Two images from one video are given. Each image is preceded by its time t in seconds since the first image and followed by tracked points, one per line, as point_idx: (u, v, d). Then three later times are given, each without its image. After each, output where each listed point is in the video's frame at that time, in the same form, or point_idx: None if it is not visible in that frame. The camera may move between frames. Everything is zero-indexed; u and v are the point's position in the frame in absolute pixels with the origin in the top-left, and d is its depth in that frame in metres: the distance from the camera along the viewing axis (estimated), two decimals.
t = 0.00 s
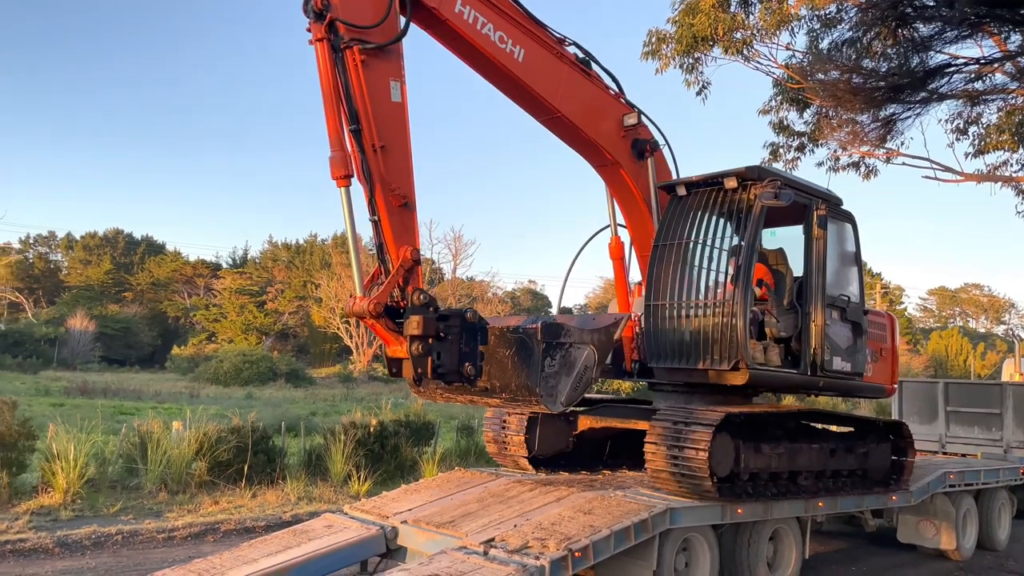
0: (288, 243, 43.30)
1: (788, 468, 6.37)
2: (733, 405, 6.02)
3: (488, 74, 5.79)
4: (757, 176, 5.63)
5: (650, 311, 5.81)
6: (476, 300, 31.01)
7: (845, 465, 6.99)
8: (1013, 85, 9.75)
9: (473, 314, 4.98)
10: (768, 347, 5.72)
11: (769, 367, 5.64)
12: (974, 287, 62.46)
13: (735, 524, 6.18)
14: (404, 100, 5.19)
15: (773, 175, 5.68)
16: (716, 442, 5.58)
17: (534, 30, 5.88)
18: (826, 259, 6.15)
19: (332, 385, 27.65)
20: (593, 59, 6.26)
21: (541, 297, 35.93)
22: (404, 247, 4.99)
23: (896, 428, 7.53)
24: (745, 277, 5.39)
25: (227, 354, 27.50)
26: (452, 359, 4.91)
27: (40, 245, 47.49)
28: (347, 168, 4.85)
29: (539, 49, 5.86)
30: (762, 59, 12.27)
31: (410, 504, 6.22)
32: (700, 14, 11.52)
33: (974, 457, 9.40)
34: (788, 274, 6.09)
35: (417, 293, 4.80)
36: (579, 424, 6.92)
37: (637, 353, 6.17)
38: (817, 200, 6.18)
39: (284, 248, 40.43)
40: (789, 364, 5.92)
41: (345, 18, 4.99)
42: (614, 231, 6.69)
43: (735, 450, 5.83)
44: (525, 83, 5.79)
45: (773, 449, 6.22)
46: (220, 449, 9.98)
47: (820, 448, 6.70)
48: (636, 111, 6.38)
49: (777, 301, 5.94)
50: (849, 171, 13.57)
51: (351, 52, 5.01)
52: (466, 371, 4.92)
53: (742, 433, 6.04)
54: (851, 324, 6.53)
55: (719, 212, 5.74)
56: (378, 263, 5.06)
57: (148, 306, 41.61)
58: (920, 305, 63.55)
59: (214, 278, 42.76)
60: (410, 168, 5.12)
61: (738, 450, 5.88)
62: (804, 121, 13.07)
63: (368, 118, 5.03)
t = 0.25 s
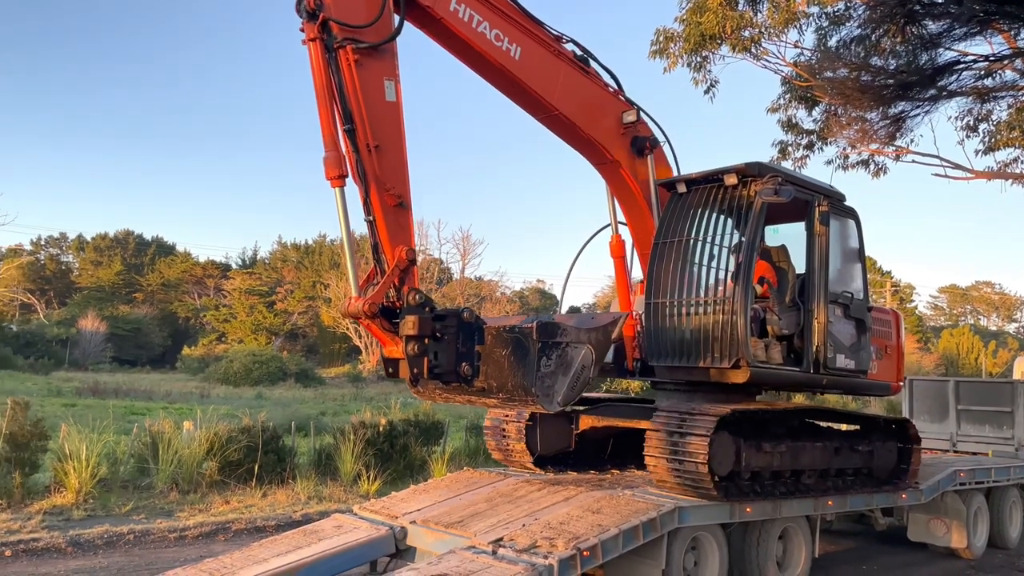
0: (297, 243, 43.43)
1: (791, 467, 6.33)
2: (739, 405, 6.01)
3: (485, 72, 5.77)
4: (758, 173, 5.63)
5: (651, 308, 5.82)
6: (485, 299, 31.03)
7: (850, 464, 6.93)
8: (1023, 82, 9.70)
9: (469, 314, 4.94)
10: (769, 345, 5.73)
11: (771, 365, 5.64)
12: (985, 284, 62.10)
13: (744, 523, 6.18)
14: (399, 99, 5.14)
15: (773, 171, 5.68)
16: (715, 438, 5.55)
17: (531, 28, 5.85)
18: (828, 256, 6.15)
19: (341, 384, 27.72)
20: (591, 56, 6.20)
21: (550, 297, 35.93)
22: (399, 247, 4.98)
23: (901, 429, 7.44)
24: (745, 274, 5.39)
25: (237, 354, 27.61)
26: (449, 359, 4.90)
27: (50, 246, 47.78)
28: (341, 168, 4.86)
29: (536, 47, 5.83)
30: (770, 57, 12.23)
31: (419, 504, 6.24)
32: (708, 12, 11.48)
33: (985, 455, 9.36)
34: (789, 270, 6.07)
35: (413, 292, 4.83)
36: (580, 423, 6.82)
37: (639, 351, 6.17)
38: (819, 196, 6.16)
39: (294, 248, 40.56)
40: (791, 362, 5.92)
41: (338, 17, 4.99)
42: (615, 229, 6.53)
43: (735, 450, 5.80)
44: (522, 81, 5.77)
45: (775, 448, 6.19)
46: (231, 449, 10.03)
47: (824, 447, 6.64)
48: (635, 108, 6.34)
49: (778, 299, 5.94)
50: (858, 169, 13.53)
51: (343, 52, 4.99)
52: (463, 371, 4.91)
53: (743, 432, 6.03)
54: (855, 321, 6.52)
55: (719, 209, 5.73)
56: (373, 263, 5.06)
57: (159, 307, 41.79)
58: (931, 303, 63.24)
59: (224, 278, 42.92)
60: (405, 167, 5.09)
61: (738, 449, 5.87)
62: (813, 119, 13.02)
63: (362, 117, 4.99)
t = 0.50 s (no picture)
0: (306, 245, 43.55)
1: (795, 466, 6.32)
2: (744, 404, 6.01)
3: (485, 70, 5.79)
4: (760, 170, 5.59)
5: (652, 307, 5.83)
6: (493, 299, 31.04)
7: (855, 464, 6.90)
8: None
9: (467, 312, 4.95)
10: (772, 344, 5.73)
11: (773, 364, 5.63)
12: (997, 283, 61.70)
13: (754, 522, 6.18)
14: (396, 97, 5.18)
15: (775, 168, 5.65)
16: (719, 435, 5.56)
17: (530, 26, 5.87)
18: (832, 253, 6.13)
19: (351, 385, 27.80)
20: (592, 54, 6.19)
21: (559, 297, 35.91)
22: (396, 244, 5.00)
23: (907, 428, 7.39)
24: (747, 272, 5.39)
25: (247, 355, 27.72)
26: (446, 357, 4.90)
27: (61, 247, 48.07)
28: (338, 165, 4.88)
29: (536, 45, 5.84)
30: (779, 56, 12.21)
31: (429, 504, 6.26)
32: (716, 11, 11.47)
33: (996, 455, 9.32)
34: (793, 268, 6.13)
35: (410, 291, 4.84)
36: (583, 422, 6.94)
37: (642, 350, 6.22)
38: (822, 193, 6.15)
39: (302, 250, 40.67)
40: (794, 360, 5.92)
41: (335, 15, 5.04)
42: (617, 228, 6.52)
43: (738, 448, 5.82)
44: (521, 79, 5.79)
45: (778, 448, 6.19)
46: (241, 449, 10.08)
47: (828, 447, 6.62)
48: (637, 105, 6.32)
49: (781, 297, 5.92)
50: (867, 167, 13.48)
51: (341, 49, 5.05)
52: (459, 368, 4.92)
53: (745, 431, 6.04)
54: (860, 320, 6.50)
55: (721, 207, 5.73)
56: (371, 261, 5.07)
57: (169, 308, 41.98)
58: (942, 302, 62.90)
59: (233, 280, 43.08)
60: (402, 165, 5.12)
61: (740, 448, 5.88)
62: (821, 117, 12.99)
63: (359, 114, 5.04)
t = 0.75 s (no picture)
0: (315, 246, 43.66)
1: (800, 467, 6.26)
2: (750, 404, 5.99)
3: (484, 69, 5.79)
4: (761, 168, 5.59)
5: (655, 307, 5.84)
6: (502, 300, 31.03)
7: (861, 464, 6.84)
8: None
9: (466, 313, 4.95)
10: (775, 344, 5.77)
11: (776, 363, 5.65)
12: (1008, 282, 61.31)
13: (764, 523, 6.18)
14: (393, 98, 5.19)
15: (778, 165, 5.62)
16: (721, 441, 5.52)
17: (530, 24, 5.85)
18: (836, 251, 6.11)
19: (360, 386, 27.84)
20: (592, 52, 6.15)
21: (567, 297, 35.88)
22: (393, 245, 5.00)
23: (914, 428, 7.35)
24: (748, 272, 5.39)
25: (257, 355, 27.81)
26: (445, 358, 4.90)
27: (72, 250, 48.34)
28: (334, 166, 4.88)
29: (535, 44, 5.82)
30: (787, 55, 12.18)
31: (438, 505, 6.27)
32: (723, 11, 11.44)
33: (1007, 454, 9.26)
34: (796, 267, 6.12)
35: (407, 292, 4.83)
36: (586, 421, 6.95)
37: (645, 351, 6.22)
38: (826, 191, 6.12)
39: (311, 251, 40.78)
40: (798, 360, 5.94)
41: (330, 16, 5.02)
42: (618, 227, 6.51)
43: (741, 450, 5.75)
44: (519, 78, 5.77)
45: (782, 448, 6.12)
46: (251, 450, 10.12)
47: (833, 447, 6.55)
48: (638, 104, 6.28)
49: (785, 296, 5.97)
50: (877, 166, 13.42)
51: (337, 50, 5.03)
52: (458, 370, 4.92)
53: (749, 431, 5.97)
54: (865, 319, 6.48)
55: (723, 205, 5.73)
56: (368, 262, 5.09)
57: (179, 310, 42.16)
58: (953, 301, 62.57)
59: (243, 281, 43.24)
60: (399, 166, 5.11)
61: (744, 448, 5.81)
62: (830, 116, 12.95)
63: (356, 115, 5.04)
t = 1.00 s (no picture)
0: (323, 248, 43.79)
1: (804, 468, 6.22)
2: (755, 404, 5.98)
3: (486, 67, 5.79)
4: (766, 166, 5.60)
5: (658, 307, 5.82)
6: (510, 301, 31.04)
7: (866, 465, 6.79)
8: None
9: (469, 313, 4.99)
10: (779, 344, 5.77)
11: (780, 363, 5.67)
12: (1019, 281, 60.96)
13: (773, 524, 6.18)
14: (395, 96, 5.19)
15: (781, 164, 5.63)
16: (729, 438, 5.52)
17: (532, 22, 5.84)
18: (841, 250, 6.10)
19: (369, 387, 27.91)
20: (595, 50, 6.15)
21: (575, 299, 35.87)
22: (396, 244, 5.03)
23: (919, 428, 7.35)
24: (753, 271, 5.39)
25: (266, 357, 27.91)
26: (448, 358, 4.94)
27: (82, 252, 48.60)
28: (337, 164, 4.91)
29: (538, 42, 5.81)
30: (794, 55, 12.15)
31: (447, 506, 6.28)
32: (731, 12, 11.42)
33: (1018, 455, 9.21)
34: (801, 267, 6.18)
35: (410, 291, 4.86)
36: (588, 423, 6.96)
37: (648, 351, 6.26)
38: (830, 190, 6.11)
39: (319, 253, 40.88)
40: (803, 360, 5.90)
41: (332, 13, 5.03)
42: (622, 228, 6.48)
43: (745, 449, 5.72)
44: (522, 76, 5.76)
45: (787, 449, 6.09)
46: (261, 452, 10.16)
47: (838, 448, 6.51)
48: (641, 102, 6.28)
49: (789, 296, 5.96)
50: (886, 166, 13.39)
51: (338, 47, 5.05)
52: (462, 370, 4.95)
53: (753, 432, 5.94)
54: (870, 319, 6.47)
55: (728, 204, 5.73)
56: (371, 261, 5.12)
57: (188, 312, 42.33)
58: (963, 301, 62.27)
59: (252, 283, 43.37)
60: (402, 164, 5.13)
61: (748, 449, 5.78)
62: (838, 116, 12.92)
63: (358, 113, 5.05)
